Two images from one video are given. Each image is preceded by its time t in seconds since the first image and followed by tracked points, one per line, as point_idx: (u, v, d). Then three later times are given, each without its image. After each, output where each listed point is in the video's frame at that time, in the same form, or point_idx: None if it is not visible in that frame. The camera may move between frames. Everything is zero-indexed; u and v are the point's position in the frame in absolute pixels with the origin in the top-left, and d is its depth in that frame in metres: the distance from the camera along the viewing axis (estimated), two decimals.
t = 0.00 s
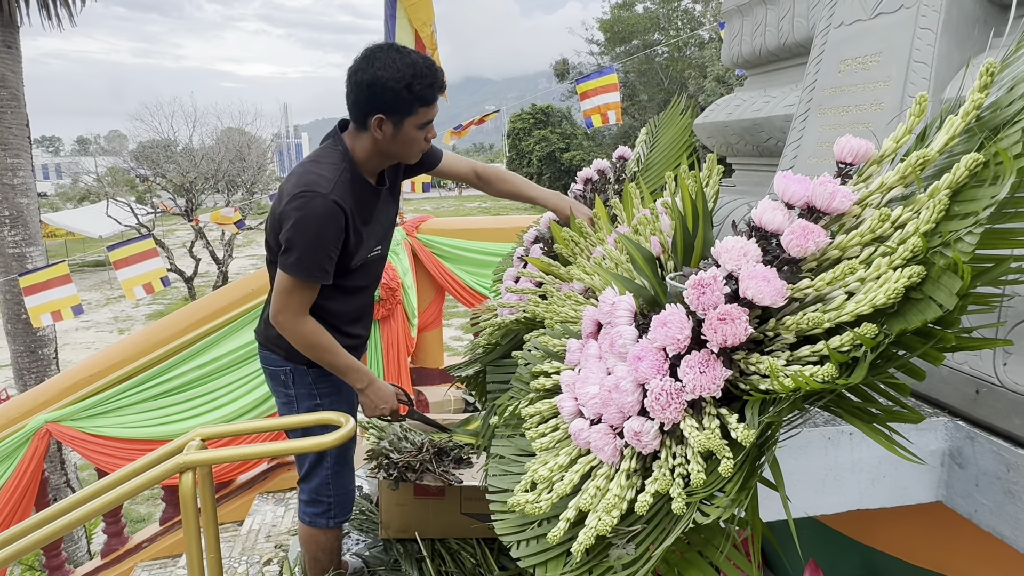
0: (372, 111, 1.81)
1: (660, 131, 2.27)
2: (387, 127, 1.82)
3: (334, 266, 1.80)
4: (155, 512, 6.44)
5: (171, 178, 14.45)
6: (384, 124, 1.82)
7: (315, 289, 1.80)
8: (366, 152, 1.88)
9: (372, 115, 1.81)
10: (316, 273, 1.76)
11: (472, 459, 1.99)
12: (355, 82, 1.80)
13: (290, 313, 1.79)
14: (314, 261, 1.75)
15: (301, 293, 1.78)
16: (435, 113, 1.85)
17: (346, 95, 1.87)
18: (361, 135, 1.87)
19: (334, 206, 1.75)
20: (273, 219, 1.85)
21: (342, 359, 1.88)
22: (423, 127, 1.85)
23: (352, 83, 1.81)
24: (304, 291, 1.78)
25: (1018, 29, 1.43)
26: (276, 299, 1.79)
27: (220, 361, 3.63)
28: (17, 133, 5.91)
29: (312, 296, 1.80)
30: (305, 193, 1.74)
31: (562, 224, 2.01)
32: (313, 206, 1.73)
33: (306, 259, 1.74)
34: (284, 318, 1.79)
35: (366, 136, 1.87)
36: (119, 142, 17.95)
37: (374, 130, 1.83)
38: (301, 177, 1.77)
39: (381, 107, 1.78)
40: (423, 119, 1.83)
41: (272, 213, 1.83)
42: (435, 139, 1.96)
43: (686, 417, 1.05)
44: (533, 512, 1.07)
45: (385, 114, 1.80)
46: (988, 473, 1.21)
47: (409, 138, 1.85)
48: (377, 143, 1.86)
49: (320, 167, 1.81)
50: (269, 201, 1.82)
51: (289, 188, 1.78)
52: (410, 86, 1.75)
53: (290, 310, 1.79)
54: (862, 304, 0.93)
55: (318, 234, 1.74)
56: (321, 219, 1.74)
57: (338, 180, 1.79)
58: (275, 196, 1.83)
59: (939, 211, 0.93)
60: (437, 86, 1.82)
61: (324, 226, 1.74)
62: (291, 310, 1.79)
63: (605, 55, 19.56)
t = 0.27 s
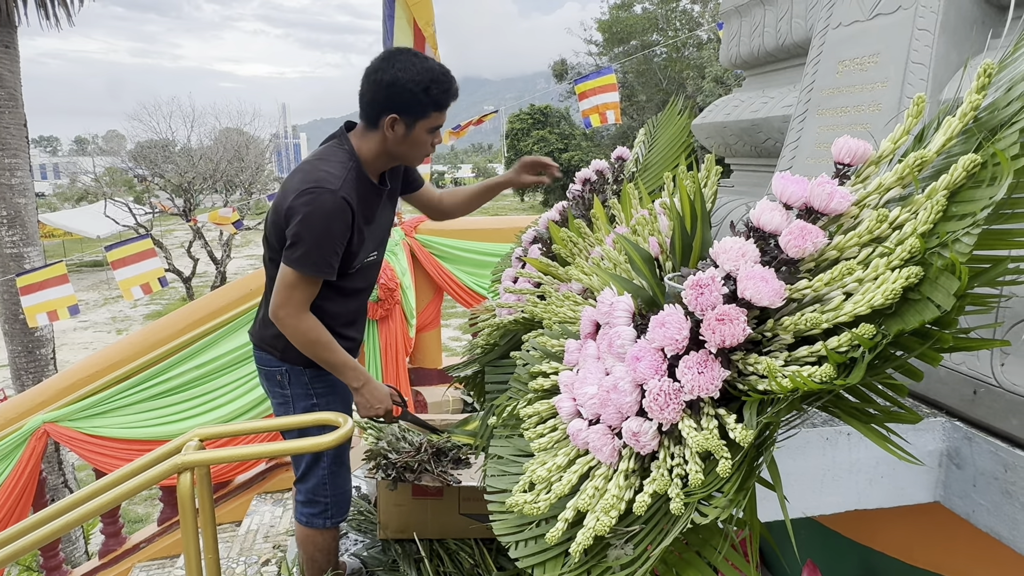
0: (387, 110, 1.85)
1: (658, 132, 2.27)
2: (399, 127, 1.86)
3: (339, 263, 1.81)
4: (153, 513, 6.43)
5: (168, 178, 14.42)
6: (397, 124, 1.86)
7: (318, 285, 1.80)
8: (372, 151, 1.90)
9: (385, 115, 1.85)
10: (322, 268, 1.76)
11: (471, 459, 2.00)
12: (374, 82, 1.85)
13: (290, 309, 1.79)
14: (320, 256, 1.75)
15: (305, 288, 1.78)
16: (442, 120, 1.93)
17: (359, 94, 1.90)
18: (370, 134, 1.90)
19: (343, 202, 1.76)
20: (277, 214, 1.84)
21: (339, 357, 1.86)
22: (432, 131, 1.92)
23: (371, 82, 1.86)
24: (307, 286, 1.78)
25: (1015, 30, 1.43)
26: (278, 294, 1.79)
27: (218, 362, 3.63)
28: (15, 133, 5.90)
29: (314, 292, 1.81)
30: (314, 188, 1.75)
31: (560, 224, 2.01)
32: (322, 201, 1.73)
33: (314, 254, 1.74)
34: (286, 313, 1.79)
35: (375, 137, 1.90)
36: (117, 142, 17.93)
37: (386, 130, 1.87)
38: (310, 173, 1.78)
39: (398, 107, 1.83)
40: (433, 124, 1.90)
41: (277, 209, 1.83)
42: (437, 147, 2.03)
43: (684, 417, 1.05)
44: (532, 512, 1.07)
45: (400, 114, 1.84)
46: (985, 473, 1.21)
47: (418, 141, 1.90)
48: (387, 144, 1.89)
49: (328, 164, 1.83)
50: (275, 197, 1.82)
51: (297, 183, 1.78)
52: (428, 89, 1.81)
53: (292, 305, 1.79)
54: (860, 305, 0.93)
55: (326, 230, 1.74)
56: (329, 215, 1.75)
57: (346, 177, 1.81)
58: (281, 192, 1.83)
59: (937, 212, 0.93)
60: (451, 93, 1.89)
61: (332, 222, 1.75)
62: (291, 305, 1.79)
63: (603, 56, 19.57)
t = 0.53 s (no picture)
0: (413, 126, 1.90)
1: (656, 132, 2.27)
2: (417, 147, 1.92)
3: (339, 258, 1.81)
4: (150, 513, 6.42)
5: (166, 178, 14.40)
6: (418, 142, 1.91)
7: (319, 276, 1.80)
8: (382, 158, 1.92)
9: (411, 130, 1.90)
10: (325, 260, 1.76)
11: (469, 459, 2.01)
12: (411, 98, 1.90)
13: (290, 298, 1.77)
14: (325, 248, 1.75)
15: (307, 279, 1.77)
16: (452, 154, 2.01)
17: (391, 102, 1.92)
18: (387, 142, 1.93)
19: (353, 197, 1.78)
20: (282, 203, 1.84)
21: (331, 351, 1.88)
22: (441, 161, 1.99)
23: (408, 97, 1.91)
24: (309, 277, 1.77)
25: (1012, 31, 1.44)
26: (280, 282, 1.76)
27: (215, 362, 3.62)
28: (11, 132, 5.88)
29: (314, 284, 1.80)
30: (325, 179, 1.76)
31: (558, 225, 2.01)
32: (333, 193, 1.74)
33: (319, 244, 1.74)
34: (286, 302, 1.77)
35: (389, 145, 1.92)
36: (114, 142, 17.89)
37: (405, 143, 1.91)
38: (322, 165, 1.79)
39: (426, 129, 1.89)
40: (444, 155, 1.98)
41: (283, 197, 1.82)
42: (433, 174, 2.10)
43: (682, 418, 1.05)
44: (529, 513, 1.07)
45: (424, 135, 1.90)
46: (982, 474, 1.21)
47: (427, 164, 1.97)
48: (398, 157, 1.92)
49: (340, 160, 1.83)
50: (283, 185, 1.82)
51: (307, 174, 1.78)
52: (460, 125, 1.89)
53: (293, 295, 1.77)
54: (857, 305, 0.93)
55: (334, 221, 1.75)
56: (338, 208, 1.75)
57: (357, 173, 1.82)
58: (289, 181, 1.83)
59: (934, 213, 0.94)
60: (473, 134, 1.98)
61: (340, 216, 1.76)
62: (292, 294, 1.77)
63: (601, 56, 19.58)
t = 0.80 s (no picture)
0: (425, 160, 1.92)
1: (653, 133, 2.28)
2: (425, 181, 1.93)
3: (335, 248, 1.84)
4: (147, 513, 6.41)
5: (163, 178, 14.37)
6: (427, 177, 1.93)
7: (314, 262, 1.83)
8: (390, 185, 1.94)
9: (421, 163, 1.92)
10: (321, 243, 1.79)
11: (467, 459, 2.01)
12: (428, 131, 1.94)
13: (281, 278, 1.79)
14: (324, 232, 1.79)
15: (302, 261, 1.80)
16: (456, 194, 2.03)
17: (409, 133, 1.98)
18: (398, 172, 1.95)
19: (360, 192, 1.86)
20: (290, 194, 1.91)
21: (313, 340, 1.88)
22: (445, 200, 2.02)
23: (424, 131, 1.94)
24: (304, 260, 1.80)
25: (1010, 33, 1.44)
26: (275, 262, 1.79)
27: (212, 362, 3.61)
28: (8, 132, 5.87)
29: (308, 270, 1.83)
30: (337, 171, 1.85)
31: (556, 225, 2.01)
32: (345, 183, 1.83)
33: (320, 225, 1.78)
34: (276, 282, 1.78)
35: (399, 175, 1.94)
36: (111, 141, 17.85)
37: (414, 176, 1.93)
38: (336, 161, 1.89)
39: (436, 164, 1.92)
40: (449, 194, 2.01)
41: (293, 186, 1.90)
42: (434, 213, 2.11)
43: (679, 418, 1.05)
44: (527, 513, 1.07)
45: (435, 171, 1.92)
46: (979, 473, 1.22)
47: (433, 201, 1.98)
48: (406, 187, 1.94)
49: (352, 163, 1.92)
50: (296, 176, 1.91)
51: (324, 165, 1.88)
52: (468, 164, 1.94)
53: (285, 275, 1.79)
54: (855, 305, 0.93)
55: (338, 208, 1.81)
56: (344, 199, 1.82)
57: (369, 177, 1.92)
58: (302, 174, 1.92)
59: (932, 213, 0.94)
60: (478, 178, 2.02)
61: (344, 205, 1.82)
62: (284, 274, 1.79)
63: (599, 56, 19.58)
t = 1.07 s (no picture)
0: (423, 173, 1.93)
1: (651, 132, 2.28)
2: (424, 193, 1.94)
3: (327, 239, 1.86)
4: (144, 513, 6.40)
5: (160, 177, 14.34)
6: (425, 190, 1.94)
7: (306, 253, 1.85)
8: (390, 199, 1.94)
9: (419, 176, 1.93)
10: (314, 231, 1.82)
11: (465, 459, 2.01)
12: (426, 146, 1.96)
13: (272, 265, 1.81)
14: (317, 220, 1.82)
15: (294, 250, 1.82)
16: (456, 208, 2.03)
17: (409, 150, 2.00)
18: (397, 186, 1.95)
19: (357, 189, 1.91)
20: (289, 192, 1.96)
21: (302, 331, 1.89)
22: (445, 213, 2.01)
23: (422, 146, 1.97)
24: (297, 249, 1.82)
25: (1006, 33, 1.44)
26: (268, 249, 1.81)
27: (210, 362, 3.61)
28: (4, 131, 5.85)
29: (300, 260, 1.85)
30: (336, 169, 1.91)
31: (554, 224, 2.01)
32: (343, 177, 1.89)
33: (313, 213, 1.81)
34: (267, 268, 1.80)
35: (398, 189, 1.95)
36: (108, 140, 17.80)
37: (413, 189, 1.93)
38: (335, 162, 1.96)
39: (434, 176, 1.93)
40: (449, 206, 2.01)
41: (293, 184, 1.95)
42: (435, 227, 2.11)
43: (677, 417, 1.05)
44: (525, 513, 1.07)
45: (433, 184, 1.93)
46: (975, 473, 1.22)
47: (432, 213, 1.98)
48: (406, 202, 1.94)
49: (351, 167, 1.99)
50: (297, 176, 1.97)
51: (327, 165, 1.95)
52: (466, 175, 1.95)
53: (277, 263, 1.81)
54: (851, 305, 0.93)
55: (332, 198, 1.85)
56: (341, 192, 1.87)
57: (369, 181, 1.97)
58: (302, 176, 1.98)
59: (928, 214, 0.94)
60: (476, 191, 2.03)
61: (339, 197, 1.87)
62: (276, 261, 1.81)
63: (597, 56, 19.58)
